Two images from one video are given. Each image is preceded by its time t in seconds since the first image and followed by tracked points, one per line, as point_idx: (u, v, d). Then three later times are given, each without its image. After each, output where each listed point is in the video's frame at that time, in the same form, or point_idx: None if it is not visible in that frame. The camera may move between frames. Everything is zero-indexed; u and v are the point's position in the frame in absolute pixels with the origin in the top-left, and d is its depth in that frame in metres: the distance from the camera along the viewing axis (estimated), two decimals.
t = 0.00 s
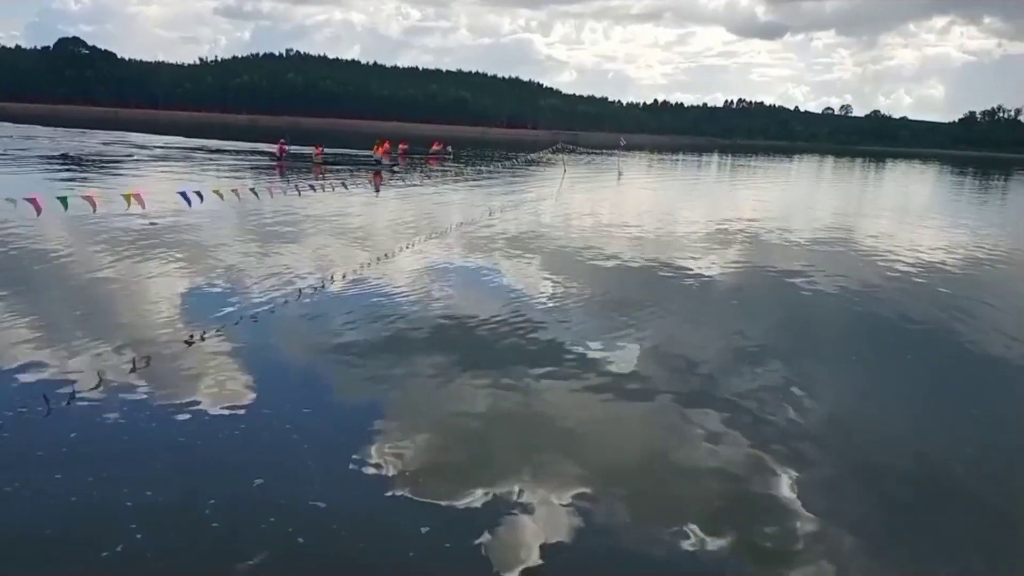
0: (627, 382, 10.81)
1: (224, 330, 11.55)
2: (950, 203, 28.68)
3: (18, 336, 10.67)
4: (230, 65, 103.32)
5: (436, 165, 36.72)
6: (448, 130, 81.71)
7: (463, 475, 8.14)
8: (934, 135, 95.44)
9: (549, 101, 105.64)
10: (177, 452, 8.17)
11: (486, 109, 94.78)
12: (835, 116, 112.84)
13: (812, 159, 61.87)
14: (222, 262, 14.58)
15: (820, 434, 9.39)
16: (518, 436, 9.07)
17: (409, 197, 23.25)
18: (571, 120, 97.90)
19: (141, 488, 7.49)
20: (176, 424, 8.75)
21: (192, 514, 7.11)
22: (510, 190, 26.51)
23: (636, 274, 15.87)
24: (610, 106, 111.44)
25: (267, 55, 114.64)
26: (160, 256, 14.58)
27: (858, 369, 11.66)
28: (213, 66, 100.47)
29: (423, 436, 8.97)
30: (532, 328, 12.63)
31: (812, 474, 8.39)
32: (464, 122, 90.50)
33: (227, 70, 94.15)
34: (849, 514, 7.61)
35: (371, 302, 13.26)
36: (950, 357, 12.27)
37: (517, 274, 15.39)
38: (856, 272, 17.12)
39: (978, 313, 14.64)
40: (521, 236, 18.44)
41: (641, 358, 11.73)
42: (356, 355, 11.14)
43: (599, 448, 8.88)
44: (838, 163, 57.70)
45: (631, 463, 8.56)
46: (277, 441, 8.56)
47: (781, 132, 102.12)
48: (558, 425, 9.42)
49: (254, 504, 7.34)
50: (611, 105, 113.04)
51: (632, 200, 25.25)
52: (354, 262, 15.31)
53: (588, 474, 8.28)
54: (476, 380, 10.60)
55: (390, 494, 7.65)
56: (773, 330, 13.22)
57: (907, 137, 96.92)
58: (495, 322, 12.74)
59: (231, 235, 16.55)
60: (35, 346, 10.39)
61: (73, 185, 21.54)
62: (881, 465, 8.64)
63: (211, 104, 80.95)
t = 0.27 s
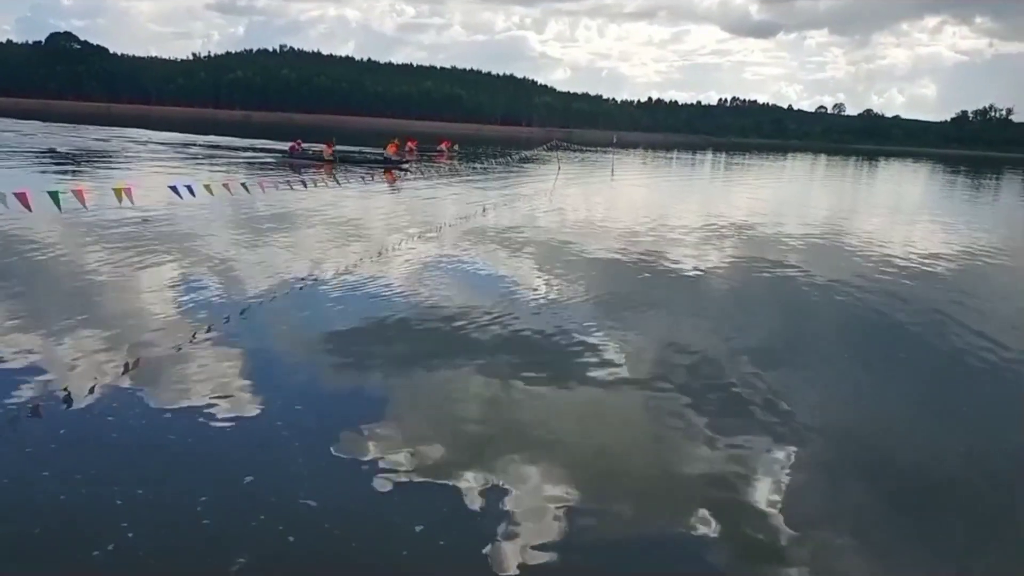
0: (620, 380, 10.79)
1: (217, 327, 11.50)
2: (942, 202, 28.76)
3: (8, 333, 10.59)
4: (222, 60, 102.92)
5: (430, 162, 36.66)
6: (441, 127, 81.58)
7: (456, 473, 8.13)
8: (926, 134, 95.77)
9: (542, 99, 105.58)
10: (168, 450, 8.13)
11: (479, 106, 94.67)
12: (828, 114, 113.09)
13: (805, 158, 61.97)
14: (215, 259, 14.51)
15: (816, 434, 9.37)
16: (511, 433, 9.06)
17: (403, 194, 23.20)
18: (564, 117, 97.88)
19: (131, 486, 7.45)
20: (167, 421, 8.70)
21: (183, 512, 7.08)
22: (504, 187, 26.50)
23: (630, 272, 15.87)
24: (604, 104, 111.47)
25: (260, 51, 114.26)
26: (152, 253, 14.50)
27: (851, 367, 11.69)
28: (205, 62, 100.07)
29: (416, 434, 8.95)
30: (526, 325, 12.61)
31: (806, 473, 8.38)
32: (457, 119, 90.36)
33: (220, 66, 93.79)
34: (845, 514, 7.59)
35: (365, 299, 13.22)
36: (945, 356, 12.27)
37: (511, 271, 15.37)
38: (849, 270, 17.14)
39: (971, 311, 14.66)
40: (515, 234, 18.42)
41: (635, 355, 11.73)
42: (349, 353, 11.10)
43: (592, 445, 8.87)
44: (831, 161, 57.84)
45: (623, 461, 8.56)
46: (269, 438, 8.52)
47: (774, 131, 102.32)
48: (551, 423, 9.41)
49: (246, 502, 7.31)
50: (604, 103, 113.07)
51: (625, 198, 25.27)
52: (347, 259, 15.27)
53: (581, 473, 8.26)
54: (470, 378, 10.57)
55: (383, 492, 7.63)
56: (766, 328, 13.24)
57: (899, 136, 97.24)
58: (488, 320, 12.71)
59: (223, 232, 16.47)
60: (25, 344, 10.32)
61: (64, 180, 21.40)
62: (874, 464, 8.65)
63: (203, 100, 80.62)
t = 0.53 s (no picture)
0: (613, 377, 10.83)
1: (211, 323, 11.50)
2: (934, 200, 28.87)
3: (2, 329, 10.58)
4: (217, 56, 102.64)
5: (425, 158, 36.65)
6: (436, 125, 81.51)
7: (452, 470, 8.16)
8: (919, 133, 96.09)
9: (538, 97, 105.56)
10: (161, 446, 8.15)
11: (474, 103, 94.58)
12: (822, 113, 113.34)
13: (799, 156, 62.11)
14: (210, 255, 14.51)
15: (810, 432, 9.41)
16: (505, 430, 9.10)
17: (398, 191, 23.21)
18: (559, 115, 97.87)
19: (126, 481, 7.47)
20: (161, 418, 8.72)
21: (177, 507, 7.12)
22: (499, 184, 26.52)
23: (624, 269, 15.92)
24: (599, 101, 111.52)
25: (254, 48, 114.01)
26: (147, 249, 14.48)
27: (844, 365, 11.75)
28: (199, 58, 99.75)
29: (413, 430, 8.99)
30: (520, 323, 12.65)
31: (798, 471, 8.43)
32: (452, 116, 90.29)
33: (214, 62, 93.52)
34: (838, 513, 7.63)
35: (359, 295, 13.24)
36: (938, 354, 12.34)
37: (505, 268, 15.40)
38: (842, 268, 17.22)
39: (962, 310, 14.73)
40: (510, 231, 18.45)
41: (629, 353, 11.77)
42: (344, 349, 11.12)
43: (586, 442, 8.91)
44: (825, 160, 58.02)
45: (617, 458, 8.61)
46: (263, 435, 8.54)
47: (768, 129, 102.52)
48: (547, 420, 9.45)
49: (240, 498, 7.34)
50: (599, 101, 113.11)
51: (620, 195, 25.32)
52: (342, 256, 15.27)
53: (574, 470, 8.30)
54: (464, 374, 10.59)
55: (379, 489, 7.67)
56: (760, 326, 13.29)
57: (892, 134, 97.51)
58: (482, 317, 12.73)
59: (218, 228, 16.46)
60: (17, 339, 10.31)
61: (58, 176, 21.35)
62: (866, 462, 8.71)
63: (197, 96, 80.39)
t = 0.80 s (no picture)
0: (608, 375, 10.84)
1: (205, 320, 11.46)
2: (927, 200, 28.96)
3: None
4: (210, 51, 102.29)
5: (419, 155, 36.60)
6: (430, 122, 81.37)
7: (446, 467, 8.14)
8: (911, 133, 96.44)
9: (532, 94, 105.47)
10: (153, 442, 8.12)
11: (467, 100, 94.48)
12: (815, 112, 113.66)
13: (792, 155, 62.26)
14: (203, 251, 14.45)
15: (807, 432, 9.39)
16: (499, 427, 9.10)
17: (392, 188, 23.17)
18: (553, 112, 97.83)
19: (118, 478, 7.44)
20: (154, 414, 8.69)
21: (170, 504, 7.10)
22: (493, 182, 26.50)
23: (618, 267, 15.92)
24: (592, 99, 111.48)
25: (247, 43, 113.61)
26: (139, 245, 14.41)
27: (838, 364, 11.76)
28: (192, 53, 99.35)
29: (407, 428, 8.97)
30: (514, 320, 12.64)
31: (792, 469, 8.43)
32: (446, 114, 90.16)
33: (207, 58, 93.15)
34: (835, 513, 7.62)
35: (353, 292, 13.21)
36: (932, 354, 12.35)
37: (500, 266, 15.39)
38: (835, 267, 17.26)
39: (955, 309, 14.77)
40: (504, 228, 18.44)
41: (623, 350, 11.78)
42: (338, 346, 11.10)
43: (580, 440, 8.91)
44: (818, 159, 58.15)
45: (611, 455, 8.61)
46: (256, 431, 8.52)
47: (762, 128, 102.69)
48: (542, 417, 9.44)
49: (233, 494, 7.31)
50: (593, 98, 113.10)
51: (614, 193, 25.33)
52: (336, 253, 15.23)
53: (568, 467, 8.30)
54: (458, 371, 10.58)
55: (373, 487, 7.64)
56: (753, 324, 13.31)
57: (885, 134, 97.81)
58: (476, 314, 12.72)
59: (211, 224, 16.40)
60: (9, 335, 10.26)
61: (50, 171, 21.23)
62: (860, 461, 8.71)
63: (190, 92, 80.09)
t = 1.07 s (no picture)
0: (600, 371, 10.87)
1: (198, 315, 11.45)
2: (918, 198, 29.08)
3: None
4: (202, 47, 101.88)
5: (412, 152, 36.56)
6: (423, 118, 81.23)
7: (439, 463, 8.16)
8: (903, 132, 96.81)
9: (525, 91, 105.42)
10: (147, 437, 8.11)
11: (460, 97, 94.36)
12: (807, 111, 113.99)
13: (784, 153, 62.45)
14: (195, 247, 14.42)
15: (801, 430, 9.41)
16: (492, 423, 9.12)
17: (385, 184, 23.14)
18: (546, 109, 97.79)
19: (111, 473, 7.44)
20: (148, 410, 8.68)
21: (164, 499, 7.10)
22: (486, 178, 26.49)
23: (611, 264, 15.95)
24: (585, 96, 111.48)
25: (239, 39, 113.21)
26: (131, 241, 14.37)
27: (828, 361, 11.81)
28: (184, 48, 98.93)
29: (400, 423, 8.98)
30: (507, 316, 12.65)
31: (785, 469, 8.44)
32: (439, 110, 90.04)
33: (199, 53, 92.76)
34: (830, 512, 7.62)
35: (345, 288, 13.21)
36: (924, 352, 12.40)
37: (492, 262, 15.39)
38: (827, 264, 17.34)
39: (947, 308, 14.83)
40: (497, 225, 18.44)
41: (616, 347, 11.81)
42: (331, 342, 11.10)
43: (572, 437, 8.94)
44: (810, 157, 58.30)
45: (604, 451, 8.64)
46: (249, 427, 8.52)
47: (754, 127, 102.91)
48: (535, 413, 9.47)
49: (226, 489, 7.32)
50: (586, 96, 113.12)
51: (607, 190, 25.35)
52: (329, 249, 15.21)
53: (561, 464, 8.31)
54: (451, 368, 10.60)
55: (366, 483, 7.64)
56: (745, 321, 13.36)
57: (877, 133, 98.13)
58: (470, 310, 12.72)
59: (203, 220, 16.36)
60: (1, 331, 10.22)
61: (41, 166, 21.13)
62: (851, 458, 8.75)
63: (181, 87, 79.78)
